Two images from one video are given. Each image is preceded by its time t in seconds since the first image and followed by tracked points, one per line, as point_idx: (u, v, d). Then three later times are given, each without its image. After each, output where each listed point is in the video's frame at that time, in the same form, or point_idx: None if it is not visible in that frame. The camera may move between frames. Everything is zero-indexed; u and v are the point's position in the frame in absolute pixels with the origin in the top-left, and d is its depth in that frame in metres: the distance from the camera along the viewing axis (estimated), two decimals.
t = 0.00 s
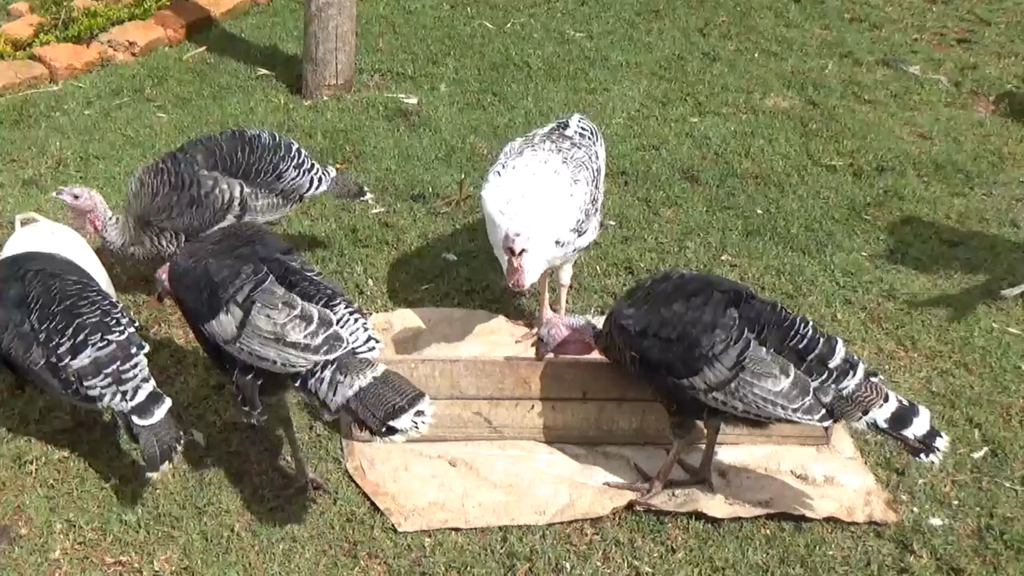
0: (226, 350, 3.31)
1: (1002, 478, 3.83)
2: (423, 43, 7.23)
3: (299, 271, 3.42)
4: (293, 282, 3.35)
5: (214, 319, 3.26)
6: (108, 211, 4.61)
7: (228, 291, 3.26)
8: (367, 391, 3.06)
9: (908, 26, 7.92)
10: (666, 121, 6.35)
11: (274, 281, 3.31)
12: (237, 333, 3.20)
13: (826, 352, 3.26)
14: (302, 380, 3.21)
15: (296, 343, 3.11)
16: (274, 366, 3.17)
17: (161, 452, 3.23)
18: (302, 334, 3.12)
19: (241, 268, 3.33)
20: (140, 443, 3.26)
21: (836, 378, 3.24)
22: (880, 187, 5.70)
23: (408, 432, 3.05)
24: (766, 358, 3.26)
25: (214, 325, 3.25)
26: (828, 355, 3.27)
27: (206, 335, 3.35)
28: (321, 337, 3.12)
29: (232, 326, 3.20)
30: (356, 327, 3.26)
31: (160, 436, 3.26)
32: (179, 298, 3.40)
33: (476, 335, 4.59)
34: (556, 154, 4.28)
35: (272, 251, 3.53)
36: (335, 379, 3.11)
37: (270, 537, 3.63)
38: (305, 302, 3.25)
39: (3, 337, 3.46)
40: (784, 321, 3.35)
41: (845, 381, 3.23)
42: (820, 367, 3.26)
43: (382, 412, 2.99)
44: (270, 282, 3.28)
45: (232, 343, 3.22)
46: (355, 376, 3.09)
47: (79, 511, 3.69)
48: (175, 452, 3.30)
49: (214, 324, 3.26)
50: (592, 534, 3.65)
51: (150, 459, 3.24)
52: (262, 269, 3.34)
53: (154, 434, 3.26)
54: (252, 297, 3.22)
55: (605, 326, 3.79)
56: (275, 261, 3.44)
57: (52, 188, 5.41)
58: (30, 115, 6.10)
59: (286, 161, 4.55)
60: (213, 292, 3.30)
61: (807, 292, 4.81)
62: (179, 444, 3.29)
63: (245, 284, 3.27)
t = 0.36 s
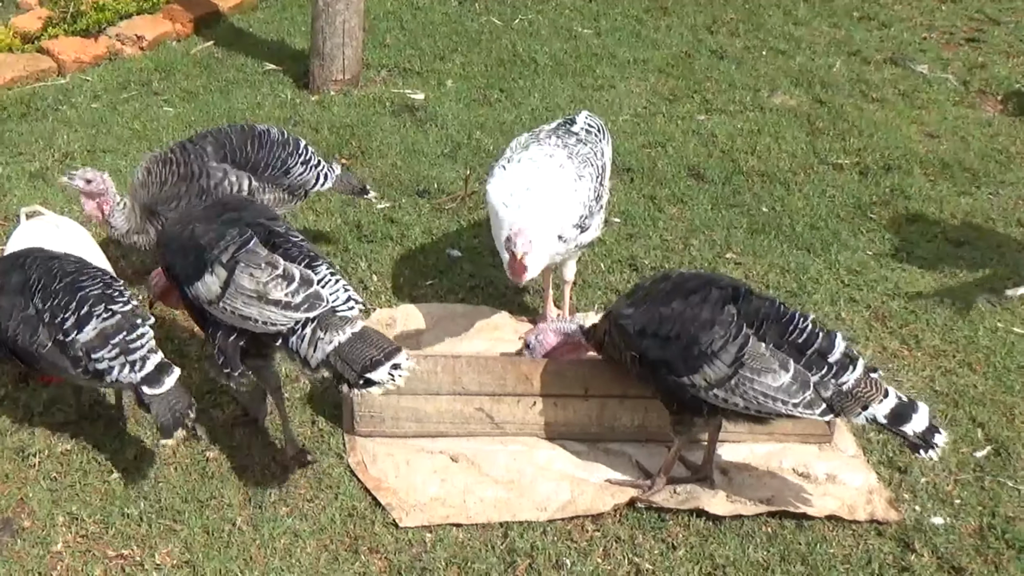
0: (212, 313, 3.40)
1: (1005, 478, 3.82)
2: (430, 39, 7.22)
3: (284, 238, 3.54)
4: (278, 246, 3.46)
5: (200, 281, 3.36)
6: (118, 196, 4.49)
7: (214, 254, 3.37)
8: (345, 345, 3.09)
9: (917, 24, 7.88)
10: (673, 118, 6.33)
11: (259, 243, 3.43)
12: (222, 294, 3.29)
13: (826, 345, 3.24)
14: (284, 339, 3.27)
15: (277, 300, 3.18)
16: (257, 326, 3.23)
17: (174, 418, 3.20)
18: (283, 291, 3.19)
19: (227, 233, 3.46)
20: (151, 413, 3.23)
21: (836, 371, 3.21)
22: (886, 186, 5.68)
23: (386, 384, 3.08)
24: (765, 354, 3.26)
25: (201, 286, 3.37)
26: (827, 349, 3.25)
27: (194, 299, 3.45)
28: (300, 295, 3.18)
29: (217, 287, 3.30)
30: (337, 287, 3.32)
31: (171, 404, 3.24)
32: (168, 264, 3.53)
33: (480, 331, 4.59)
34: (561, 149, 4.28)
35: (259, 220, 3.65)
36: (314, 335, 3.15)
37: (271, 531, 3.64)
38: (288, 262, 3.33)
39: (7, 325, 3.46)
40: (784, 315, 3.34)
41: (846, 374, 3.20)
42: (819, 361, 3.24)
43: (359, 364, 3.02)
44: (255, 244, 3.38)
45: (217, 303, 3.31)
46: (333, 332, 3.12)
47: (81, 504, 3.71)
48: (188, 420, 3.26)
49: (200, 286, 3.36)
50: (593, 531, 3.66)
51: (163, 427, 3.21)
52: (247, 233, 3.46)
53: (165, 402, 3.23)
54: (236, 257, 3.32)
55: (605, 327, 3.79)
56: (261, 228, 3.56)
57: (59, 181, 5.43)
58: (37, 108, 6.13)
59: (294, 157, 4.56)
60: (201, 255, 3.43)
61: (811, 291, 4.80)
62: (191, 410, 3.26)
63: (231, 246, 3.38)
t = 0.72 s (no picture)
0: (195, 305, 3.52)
1: (989, 482, 3.85)
2: (422, 41, 7.23)
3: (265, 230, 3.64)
4: (259, 238, 3.56)
5: (183, 274, 3.48)
6: (105, 194, 4.54)
7: (197, 246, 3.48)
8: (326, 331, 3.18)
9: (907, 30, 7.92)
10: (663, 122, 6.35)
11: (240, 236, 3.53)
12: (205, 286, 3.41)
13: (802, 336, 3.29)
14: (265, 329, 3.37)
15: (258, 292, 3.30)
16: (239, 317, 3.35)
17: (178, 403, 3.22)
18: (264, 283, 3.30)
19: (209, 226, 3.56)
20: (155, 400, 3.26)
21: (816, 361, 3.25)
22: (875, 191, 5.71)
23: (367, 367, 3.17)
24: (742, 350, 3.28)
25: (183, 278, 3.47)
26: (804, 340, 3.30)
27: (176, 292, 3.56)
28: (282, 286, 3.29)
29: (200, 279, 3.41)
30: (317, 278, 3.42)
31: (173, 389, 3.27)
32: (152, 258, 3.64)
33: (469, 334, 4.59)
34: (549, 153, 4.30)
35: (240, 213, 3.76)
36: (296, 323, 3.25)
37: (258, 531, 3.64)
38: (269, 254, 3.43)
39: None
40: (758, 310, 3.40)
41: (825, 364, 3.24)
42: (798, 352, 3.27)
43: (340, 349, 3.11)
44: (236, 237, 3.49)
45: (200, 296, 3.42)
46: (315, 320, 3.21)
47: (68, 504, 3.71)
48: (191, 405, 3.28)
49: (184, 278, 3.48)
50: (579, 533, 3.66)
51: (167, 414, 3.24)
52: (229, 226, 3.56)
53: (168, 388, 3.26)
54: (218, 250, 3.43)
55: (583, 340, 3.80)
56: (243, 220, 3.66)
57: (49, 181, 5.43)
58: (28, 108, 6.13)
59: (285, 160, 4.57)
60: (183, 248, 3.53)
61: (799, 294, 4.82)
62: (193, 394, 3.29)
63: (213, 239, 3.49)
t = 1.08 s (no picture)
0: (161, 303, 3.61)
1: (985, 490, 3.85)
2: (418, 52, 7.24)
3: (229, 230, 3.73)
4: (221, 238, 3.66)
5: (149, 272, 3.58)
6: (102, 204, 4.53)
7: (160, 245, 3.58)
8: (283, 318, 3.26)
9: (900, 40, 7.96)
10: (658, 132, 6.36)
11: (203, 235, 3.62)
12: (168, 283, 3.50)
13: (802, 357, 3.30)
14: (228, 323, 3.45)
15: (219, 286, 3.38)
16: (202, 311, 3.44)
17: (163, 405, 3.23)
18: (224, 277, 3.39)
19: (173, 227, 3.67)
20: (140, 402, 3.25)
21: (814, 382, 3.27)
22: (869, 200, 5.72)
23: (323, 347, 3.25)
24: (742, 366, 3.29)
25: (149, 277, 3.57)
26: (804, 360, 3.31)
27: (144, 291, 3.66)
28: (241, 279, 3.38)
29: (163, 277, 3.51)
30: (276, 272, 3.51)
31: (158, 392, 3.27)
32: (120, 258, 3.75)
33: (464, 342, 4.59)
34: (543, 163, 4.30)
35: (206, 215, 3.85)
36: (255, 312, 3.33)
37: (253, 541, 3.63)
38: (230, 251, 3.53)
39: None
40: (759, 328, 3.39)
41: (823, 385, 3.26)
42: (797, 371, 3.29)
43: (296, 332, 3.19)
44: (199, 235, 3.58)
45: (165, 292, 3.52)
46: (272, 307, 3.30)
47: (62, 514, 3.68)
48: (176, 406, 3.29)
49: (149, 277, 3.58)
50: (575, 541, 3.65)
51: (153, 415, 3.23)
52: (192, 226, 3.66)
53: (153, 391, 3.26)
54: (180, 248, 3.53)
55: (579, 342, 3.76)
56: (207, 220, 3.76)
57: (44, 191, 5.42)
58: (23, 118, 6.13)
59: (280, 169, 4.57)
60: (147, 248, 3.63)
61: (794, 303, 4.83)
62: (178, 396, 3.29)
63: (176, 237, 3.59)
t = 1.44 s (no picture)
0: (146, 308, 3.67)
1: (990, 500, 3.83)
2: (419, 62, 7.25)
3: (208, 229, 3.85)
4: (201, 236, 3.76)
5: (132, 277, 3.64)
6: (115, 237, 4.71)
7: (141, 249, 3.66)
8: (262, 302, 3.33)
9: (902, 48, 7.96)
10: (659, 141, 6.36)
11: (183, 235, 3.72)
12: (151, 285, 3.57)
13: (816, 378, 3.29)
14: (210, 317, 3.51)
15: (199, 281, 3.46)
16: (185, 309, 3.50)
17: (123, 419, 3.28)
18: (204, 272, 3.47)
19: (153, 230, 3.75)
20: (102, 414, 3.31)
21: (826, 405, 3.27)
22: (871, 208, 5.71)
23: (304, 329, 3.31)
24: (756, 383, 3.29)
25: (132, 282, 3.64)
26: (817, 381, 3.31)
27: (129, 297, 3.72)
28: (220, 271, 3.46)
29: (146, 279, 3.58)
30: (256, 263, 3.58)
31: (121, 405, 3.33)
32: (104, 269, 3.80)
33: (466, 353, 4.58)
34: (546, 172, 4.30)
35: (187, 217, 3.96)
36: (235, 301, 3.40)
37: (255, 553, 3.61)
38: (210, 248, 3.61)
39: None
40: (775, 345, 3.39)
41: (835, 408, 3.26)
42: (809, 393, 3.30)
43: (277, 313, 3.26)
44: (179, 235, 3.68)
45: (148, 296, 3.58)
46: (251, 294, 3.36)
47: (64, 527, 3.67)
48: (137, 420, 3.34)
49: (132, 282, 3.64)
50: (578, 553, 3.64)
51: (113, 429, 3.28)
52: (172, 227, 3.75)
53: (116, 403, 3.32)
54: (161, 249, 3.61)
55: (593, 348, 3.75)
56: (186, 222, 3.87)
57: (45, 203, 5.43)
58: (25, 130, 6.14)
59: (281, 178, 4.58)
60: (129, 254, 3.71)
61: (797, 312, 4.82)
62: (141, 411, 3.35)
63: (156, 239, 3.68)
